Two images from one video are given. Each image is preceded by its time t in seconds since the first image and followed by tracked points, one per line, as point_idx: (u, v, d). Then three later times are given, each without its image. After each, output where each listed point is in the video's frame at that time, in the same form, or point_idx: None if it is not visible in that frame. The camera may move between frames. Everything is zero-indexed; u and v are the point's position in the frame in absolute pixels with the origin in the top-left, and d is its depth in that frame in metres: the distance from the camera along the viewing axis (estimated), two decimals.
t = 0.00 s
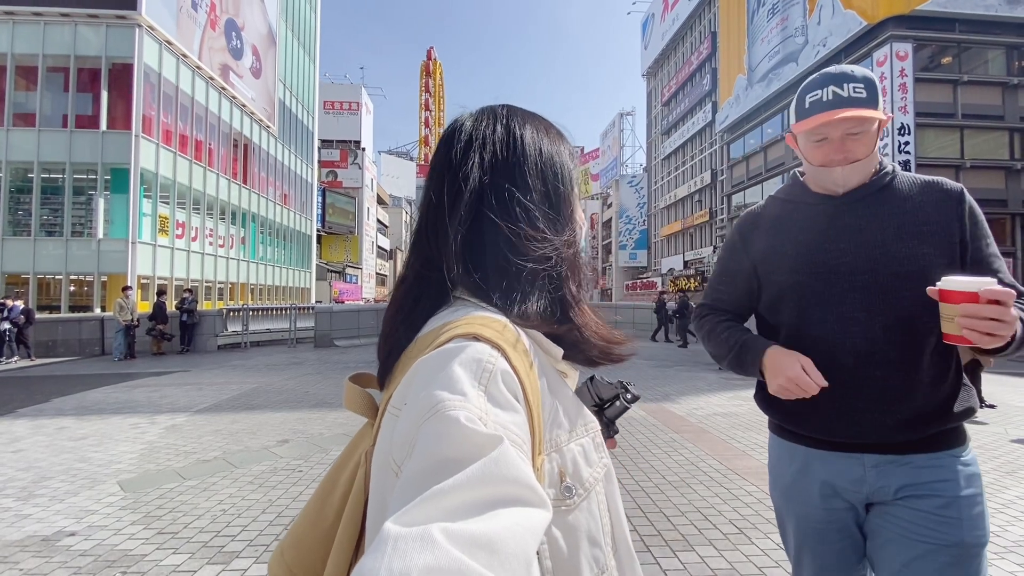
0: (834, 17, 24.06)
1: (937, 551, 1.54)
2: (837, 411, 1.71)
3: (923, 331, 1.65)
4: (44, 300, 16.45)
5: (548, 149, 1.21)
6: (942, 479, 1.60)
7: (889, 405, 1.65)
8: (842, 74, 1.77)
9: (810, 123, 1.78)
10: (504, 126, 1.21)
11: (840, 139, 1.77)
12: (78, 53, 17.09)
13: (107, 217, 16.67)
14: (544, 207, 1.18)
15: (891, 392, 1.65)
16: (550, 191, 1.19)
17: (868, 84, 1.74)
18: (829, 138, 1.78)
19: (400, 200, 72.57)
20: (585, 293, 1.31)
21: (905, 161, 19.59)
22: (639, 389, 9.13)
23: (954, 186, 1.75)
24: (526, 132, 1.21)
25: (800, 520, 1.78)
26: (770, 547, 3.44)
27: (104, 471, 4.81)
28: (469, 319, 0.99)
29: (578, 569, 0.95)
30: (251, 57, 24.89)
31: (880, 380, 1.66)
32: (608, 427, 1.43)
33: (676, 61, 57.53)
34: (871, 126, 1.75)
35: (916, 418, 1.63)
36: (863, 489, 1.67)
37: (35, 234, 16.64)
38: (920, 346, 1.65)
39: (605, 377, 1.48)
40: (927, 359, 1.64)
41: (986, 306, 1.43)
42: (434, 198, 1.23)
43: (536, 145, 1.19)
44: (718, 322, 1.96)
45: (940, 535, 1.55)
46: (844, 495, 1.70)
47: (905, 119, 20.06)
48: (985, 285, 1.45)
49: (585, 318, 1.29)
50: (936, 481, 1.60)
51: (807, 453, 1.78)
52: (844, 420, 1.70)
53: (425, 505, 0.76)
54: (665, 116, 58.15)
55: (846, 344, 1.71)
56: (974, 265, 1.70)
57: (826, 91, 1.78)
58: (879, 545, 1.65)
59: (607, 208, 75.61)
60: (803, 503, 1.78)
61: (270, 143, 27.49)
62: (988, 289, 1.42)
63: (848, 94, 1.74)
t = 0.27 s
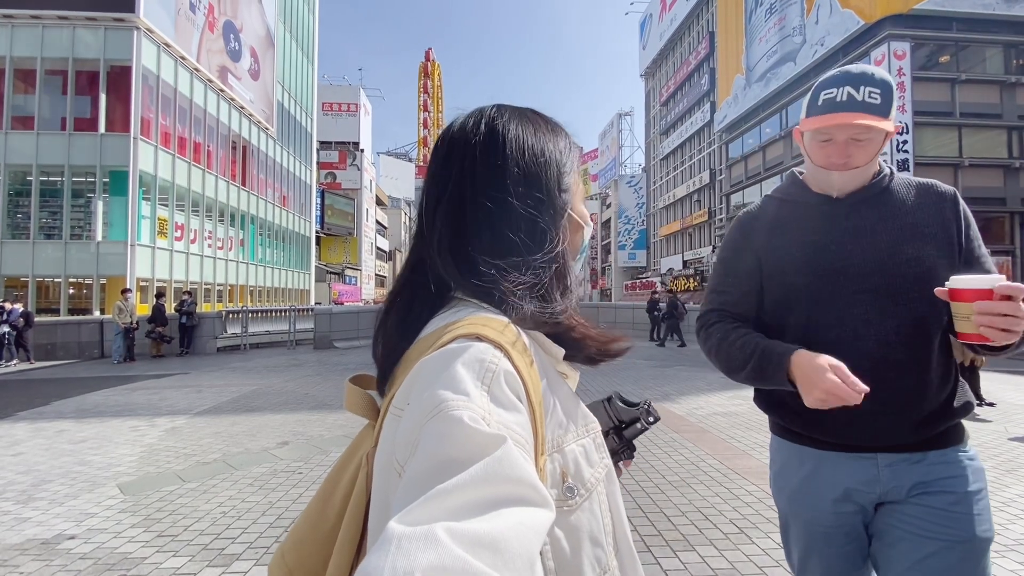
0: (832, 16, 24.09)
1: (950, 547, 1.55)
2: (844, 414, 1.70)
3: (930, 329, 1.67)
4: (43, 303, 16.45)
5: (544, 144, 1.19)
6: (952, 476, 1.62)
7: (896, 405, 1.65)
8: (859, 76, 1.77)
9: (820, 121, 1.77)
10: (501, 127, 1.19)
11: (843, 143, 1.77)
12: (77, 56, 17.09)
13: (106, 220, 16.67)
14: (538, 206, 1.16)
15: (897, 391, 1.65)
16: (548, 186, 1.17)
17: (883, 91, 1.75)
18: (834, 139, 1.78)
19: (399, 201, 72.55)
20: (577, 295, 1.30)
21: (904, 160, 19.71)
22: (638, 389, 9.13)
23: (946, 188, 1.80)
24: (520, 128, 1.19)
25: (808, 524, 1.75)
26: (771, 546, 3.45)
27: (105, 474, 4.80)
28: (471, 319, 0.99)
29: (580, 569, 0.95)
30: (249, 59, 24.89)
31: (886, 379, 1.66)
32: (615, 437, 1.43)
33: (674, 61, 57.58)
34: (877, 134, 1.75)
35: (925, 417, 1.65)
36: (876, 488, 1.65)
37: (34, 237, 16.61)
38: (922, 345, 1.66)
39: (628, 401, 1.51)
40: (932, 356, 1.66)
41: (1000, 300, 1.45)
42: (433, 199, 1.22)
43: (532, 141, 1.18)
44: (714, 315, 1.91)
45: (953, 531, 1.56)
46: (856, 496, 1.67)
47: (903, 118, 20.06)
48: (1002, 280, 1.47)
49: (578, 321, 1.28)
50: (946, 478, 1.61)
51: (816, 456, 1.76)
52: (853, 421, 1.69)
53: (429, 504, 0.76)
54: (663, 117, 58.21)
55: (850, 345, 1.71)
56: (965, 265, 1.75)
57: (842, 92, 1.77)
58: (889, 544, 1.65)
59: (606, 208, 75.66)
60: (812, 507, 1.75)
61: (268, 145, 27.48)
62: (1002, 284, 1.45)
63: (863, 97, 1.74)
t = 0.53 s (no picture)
0: (830, 15, 24.11)
1: (947, 544, 1.55)
2: (843, 413, 1.70)
3: (929, 326, 1.67)
4: (42, 306, 16.42)
5: (542, 142, 1.19)
6: (949, 472, 1.62)
7: (895, 402, 1.65)
8: (852, 72, 1.80)
9: (815, 111, 1.80)
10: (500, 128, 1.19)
11: (833, 134, 1.80)
12: (74, 58, 17.08)
13: (104, 223, 16.66)
14: (536, 206, 1.15)
15: (896, 387, 1.65)
16: (546, 184, 1.16)
17: (876, 85, 1.78)
18: (824, 130, 1.82)
19: (397, 203, 72.51)
20: (573, 295, 1.30)
21: (903, 159, 19.93)
22: (638, 389, 9.13)
23: (941, 191, 1.82)
24: (519, 126, 1.19)
25: (809, 522, 1.75)
26: (772, 545, 3.44)
27: (104, 477, 4.80)
28: (470, 319, 0.99)
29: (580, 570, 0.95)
30: (247, 61, 24.88)
31: (886, 377, 1.66)
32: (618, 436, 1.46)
33: (671, 61, 57.65)
34: (867, 127, 1.77)
35: (925, 414, 1.65)
36: (874, 487, 1.65)
37: (32, 240, 16.59)
38: (922, 344, 1.66)
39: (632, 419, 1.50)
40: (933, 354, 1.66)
41: (995, 311, 1.46)
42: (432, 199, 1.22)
43: (531, 139, 1.18)
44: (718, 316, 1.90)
45: (950, 528, 1.56)
46: (856, 494, 1.67)
47: (901, 117, 20.04)
48: (994, 293, 1.48)
49: (574, 323, 1.29)
50: (942, 475, 1.62)
51: (816, 455, 1.75)
52: (854, 419, 1.68)
53: (427, 504, 0.76)
54: (661, 117, 58.25)
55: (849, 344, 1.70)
56: (961, 267, 1.76)
57: (835, 85, 1.81)
58: (887, 540, 1.65)
59: (605, 208, 75.67)
60: (813, 507, 1.75)
61: (267, 147, 27.47)
62: (998, 297, 1.46)
63: (855, 90, 1.77)
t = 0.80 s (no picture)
0: (827, 15, 24.16)
1: (952, 542, 1.55)
2: (845, 411, 1.70)
3: (926, 326, 1.66)
4: (41, 309, 16.41)
5: (542, 143, 1.19)
6: (952, 471, 1.62)
7: (894, 401, 1.66)
8: (858, 63, 1.84)
9: (819, 100, 1.85)
10: (502, 128, 1.19)
11: (839, 124, 1.84)
12: (73, 61, 17.09)
13: (104, 225, 16.67)
14: (535, 208, 1.15)
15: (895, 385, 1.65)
16: (546, 185, 1.16)
17: (881, 77, 1.81)
18: (828, 121, 1.85)
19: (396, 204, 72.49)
20: (573, 297, 1.29)
21: (900, 158, 19.92)
22: (638, 389, 9.13)
23: (941, 193, 1.81)
24: (519, 127, 1.19)
25: (812, 524, 1.75)
26: (772, 545, 3.44)
27: (104, 480, 4.79)
28: (471, 320, 0.99)
29: (579, 570, 0.95)
30: (245, 63, 24.90)
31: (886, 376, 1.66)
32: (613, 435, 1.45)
33: (669, 61, 57.75)
34: (872, 118, 1.80)
35: (925, 412, 1.65)
36: (878, 487, 1.65)
37: (31, 243, 16.57)
38: (921, 342, 1.66)
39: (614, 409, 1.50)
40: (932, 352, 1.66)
41: (1006, 301, 1.46)
42: (435, 200, 1.22)
43: (531, 140, 1.18)
44: (711, 317, 1.91)
45: (954, 527, 1.56)
46: (859, 495, 1.67)
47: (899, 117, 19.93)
48: (1004, 281, 1.49)
49: (575, 324, 1.28)
50: (945, 474, 1.62)
51: (819, 455, 1.75)
52: (856, 417, 1.69)
53: (429, 504, 0.76)
54: (660, 117, 58.30)
55: (848, 343, 1.70)
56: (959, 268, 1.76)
57: (840, 77, 1.86)
58: (892, 541, 1.65)
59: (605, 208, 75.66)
60: (817, 508, 1.74)
61: (265, 149, 27.46)
62: (1008, 287, 1.47)
63: (858, 81, 1.81)
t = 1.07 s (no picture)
0: (824, 14, 24.18)
1: (947, 540, 1.54)
2: (843, 408, 1.70)
3: (920, 324, 1.67)
4: (40, 312, 16.39)
5: (550, 146, 1.19)
6: (948, 468, 1.61)
7: (892, 398, 1.65)
8: (850, 63, 1.84)
9: (813, 99, 1.85)
10: (503, 131, 1.19)
11: (832, 122, 1.84)
12: (70, 64, 17.05)
13: (102, 228, 16.65)
14: (539, 210, 1.15)
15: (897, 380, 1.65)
16: (549, 186, 1.16)
17: (873, 77, 1.82)
18: (822, 119, 1.86)
19: (395, 205, 72.48)
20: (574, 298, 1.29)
21: (897, 155, 19.85)
22: (638, 389, 9.13)
23: (940, 191, 1.81)
24: (527, 129, 1.19)
25: (809, 520, 1.75)
26: (773, 544, 3.44)
27: (104, 483, 4.78)
28: (471, 321, 0.99)
29: (581, 570, 0.95)
30: (243, 65, 24.91)
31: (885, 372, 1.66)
32: (608, 435, 1.42)
33: (667, 61, 57.81)
34: (864, 116, 1.81)
35: (922, 406, 1.64)
36: (874, 484, 1.65)
37: (30, 246, 16.53)
38: (921, 339, 1.66)
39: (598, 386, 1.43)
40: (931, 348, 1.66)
41: (984, 299, 1.45)
42: (436, 202, 1.22)
43: (539, 143, 1.18)
44: (716, 316, 1.92)
45: (950, 525, 1.55)
46: (856, 491, 1.67)
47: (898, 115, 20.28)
48: (984, 281, 1.47)
49: (575, 325, 1.28)
50: (941, 471, 1.61)
51: (816, 452, 1.75)
52: (855, 414, 1.68)
53: (430, 505, 0.76)
54: (658, 117, 58.32)
55: (849, 342, 1.70)
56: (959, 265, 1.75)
57: (833, 76, 1.86)
58: (889, 538, 1.65)
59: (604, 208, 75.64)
60: (814, 505, 1.74)
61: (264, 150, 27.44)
62: (987, 285, 1.45)
63: (850, 81, 1.82)
